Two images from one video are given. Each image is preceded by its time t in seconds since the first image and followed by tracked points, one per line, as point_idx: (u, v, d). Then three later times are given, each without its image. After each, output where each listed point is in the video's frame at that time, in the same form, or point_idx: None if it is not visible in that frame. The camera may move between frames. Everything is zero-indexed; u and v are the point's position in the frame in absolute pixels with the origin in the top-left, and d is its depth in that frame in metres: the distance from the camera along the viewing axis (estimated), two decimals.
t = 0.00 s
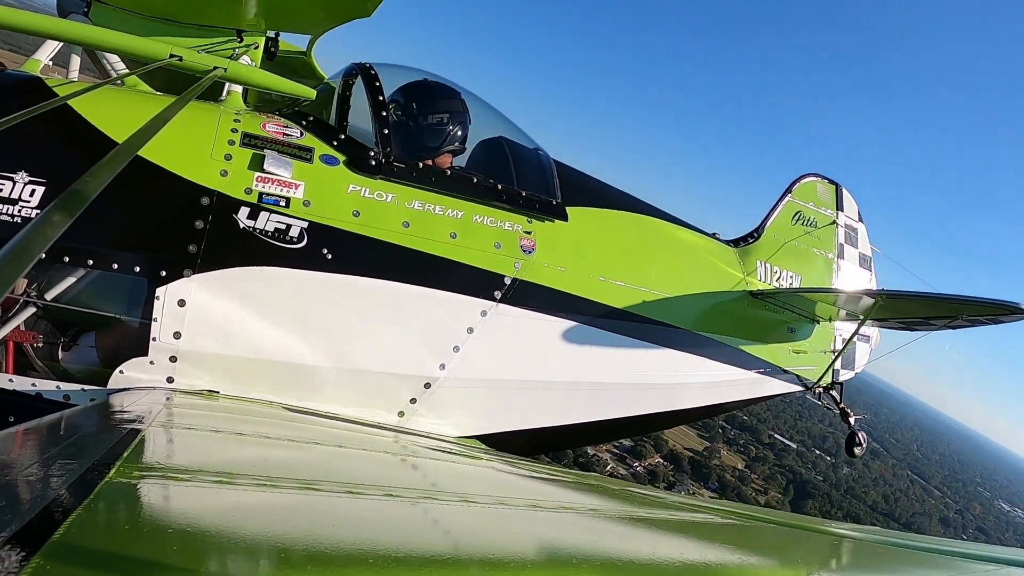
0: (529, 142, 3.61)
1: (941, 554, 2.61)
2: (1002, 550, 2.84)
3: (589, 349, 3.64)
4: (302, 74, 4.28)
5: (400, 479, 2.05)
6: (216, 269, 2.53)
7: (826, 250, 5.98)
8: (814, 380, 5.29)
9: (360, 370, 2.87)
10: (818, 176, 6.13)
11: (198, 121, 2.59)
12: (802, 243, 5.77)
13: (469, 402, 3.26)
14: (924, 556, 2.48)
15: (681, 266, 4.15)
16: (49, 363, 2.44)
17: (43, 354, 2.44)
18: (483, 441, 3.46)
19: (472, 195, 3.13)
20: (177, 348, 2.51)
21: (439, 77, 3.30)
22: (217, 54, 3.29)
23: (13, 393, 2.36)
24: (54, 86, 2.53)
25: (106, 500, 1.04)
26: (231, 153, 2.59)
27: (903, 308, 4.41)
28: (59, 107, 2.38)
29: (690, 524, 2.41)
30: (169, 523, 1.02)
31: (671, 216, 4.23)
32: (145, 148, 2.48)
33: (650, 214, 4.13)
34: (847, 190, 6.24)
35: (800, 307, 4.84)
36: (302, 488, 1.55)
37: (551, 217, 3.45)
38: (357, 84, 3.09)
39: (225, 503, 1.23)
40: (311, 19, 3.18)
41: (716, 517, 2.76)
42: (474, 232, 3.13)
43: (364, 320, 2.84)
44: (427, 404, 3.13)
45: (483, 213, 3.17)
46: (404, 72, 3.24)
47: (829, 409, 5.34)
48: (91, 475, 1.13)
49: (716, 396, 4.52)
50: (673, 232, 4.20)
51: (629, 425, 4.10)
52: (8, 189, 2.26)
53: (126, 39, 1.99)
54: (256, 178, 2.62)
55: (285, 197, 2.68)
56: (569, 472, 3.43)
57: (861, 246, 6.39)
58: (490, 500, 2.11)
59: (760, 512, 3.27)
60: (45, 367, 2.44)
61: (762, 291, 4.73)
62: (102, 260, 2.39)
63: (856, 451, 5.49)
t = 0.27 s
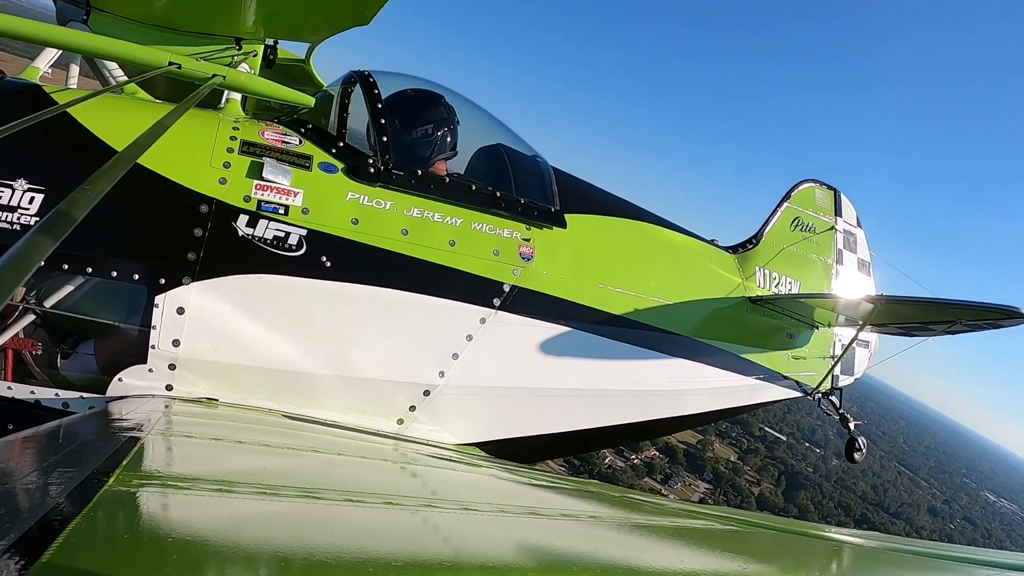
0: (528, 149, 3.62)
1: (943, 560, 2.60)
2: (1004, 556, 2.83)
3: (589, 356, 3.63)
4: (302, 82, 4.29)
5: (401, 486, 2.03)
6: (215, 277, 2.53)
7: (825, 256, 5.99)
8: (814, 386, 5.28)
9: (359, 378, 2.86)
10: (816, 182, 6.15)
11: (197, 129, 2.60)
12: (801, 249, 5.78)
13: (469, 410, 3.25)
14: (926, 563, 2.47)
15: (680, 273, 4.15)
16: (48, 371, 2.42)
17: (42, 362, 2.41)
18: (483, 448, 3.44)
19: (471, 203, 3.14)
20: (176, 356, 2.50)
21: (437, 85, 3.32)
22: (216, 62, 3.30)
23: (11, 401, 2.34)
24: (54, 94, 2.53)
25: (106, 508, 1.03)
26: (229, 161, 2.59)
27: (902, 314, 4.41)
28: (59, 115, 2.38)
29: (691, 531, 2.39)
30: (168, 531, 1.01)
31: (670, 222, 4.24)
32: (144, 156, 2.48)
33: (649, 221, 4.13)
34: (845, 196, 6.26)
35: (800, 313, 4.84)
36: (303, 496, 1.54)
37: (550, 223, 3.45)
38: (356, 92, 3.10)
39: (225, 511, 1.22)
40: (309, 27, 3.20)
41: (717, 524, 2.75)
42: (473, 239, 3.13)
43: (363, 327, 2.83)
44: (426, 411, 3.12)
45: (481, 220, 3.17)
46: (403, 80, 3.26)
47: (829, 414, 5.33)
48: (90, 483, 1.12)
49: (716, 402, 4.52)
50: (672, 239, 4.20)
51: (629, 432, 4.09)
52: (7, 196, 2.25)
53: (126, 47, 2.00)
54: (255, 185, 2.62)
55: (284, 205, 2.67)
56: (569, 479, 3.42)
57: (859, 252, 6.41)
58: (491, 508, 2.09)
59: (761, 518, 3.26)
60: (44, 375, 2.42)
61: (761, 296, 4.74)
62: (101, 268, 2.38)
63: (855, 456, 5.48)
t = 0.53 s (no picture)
0: (525, 154, 3.63)
1: (944, 560, 2.60)
2: (1005, 555, 2.83)
3: (587, 360, 3.64)
4: (298, 89, 4.30)
5: (401, 492, 2.03)
6: (213, 284, 2.52)
7: (822, 258, 6.01)
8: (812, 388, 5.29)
9: (358, 384, 2.86)
10: (812, 185, 6.18)
11: (195, 137, 2.60)
12: (798, 251, 5.80)
13: (468, 415, 3.25)
14: (927, 563, 2.47)
15: (677, 276, 4.16)
16: (47, 380, 2.41)
17: (41, 371, 2.41)
18: (482, 453, 3.44)
19: (468, 208, 3.14)
20: (174, 363, 2.50)
21: (433, 91, 3.34)
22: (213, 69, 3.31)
23: (10, 409, 2.37)
24: (51, 102, 2.53)
25: (105, 516, 1.03)
26: (227, 168, 2.60)
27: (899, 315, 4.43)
28: (56, 123, 2.39)
29: (692, 534, 2.39)
30: (168, 539, 1.01)
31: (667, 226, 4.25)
32: (141, 164, 2.48)
33: (647, 224, 4.15)
34: (841, 198, 6.29)
35: (798, 315, 4.85)
36: (303, 502, 1.54)
37: (548, 228, 3.46)
38: (353, 99, 3.11)
39: (225, 518, 1.22)
40: (306, 34, 3.21)
41: (718, 527, 2.74)
42: (471, 244, 3.14)
43: (361, 334, 2.83)
44: (425, 417, 3.11)
45: (479, 226, 3.18)
46: (399, 86, 3.27)
47: (828, 416, 5.34)
48: (89, 491, 1.12)
49: (715, 405, 4.52)
50: (669, 242, 4.21)
51: (628, 435, 4.09)
52: (5, 205, 2.25)
53: (123, 56, 2.00)
54: (253, 193, 2.62)
55: (282, 212, 2.68)
56: (569, 484, 3.41)
57: (856, 253, 6.43)
58: (492, 513, 2.09)
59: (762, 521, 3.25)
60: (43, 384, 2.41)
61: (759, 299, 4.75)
62: (99, 275, 2.37)
63: (855, 458, 5.48)
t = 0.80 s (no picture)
0: (526, 156, 3.63)
1: (950, 560, 2.58)
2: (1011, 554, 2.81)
3: (590, 362, 3.63)
4: (299, 92, 4.31)
5: (403, 496, 2.02)
6: (215, 289, 2.52)
7: (824, 258, 6.00)
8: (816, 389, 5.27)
9: (361, 387, 2.85)
10: (814, 185, 6.17)
11: (196, 141, 2.61)
12: (800, 251, 5.79)
13: (470, 417, 3.24)
14: (933, 563, 2.45)
15: (680, 277, 4.15)
16: (49, 386, 2.41)
17: (43, 377, 2.41)
18: (485, 456, 3.43)
19: (469, 211, 3.14)
20: (177, 368, 2.49)
21: (434, 94, 3.34)
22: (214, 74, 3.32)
23: (12, 415, 2.34)
24: (52, 108, 2.54)
25: (108, 520, 1.02)
26: (228, 172, 2.60)
27: (902, 314, 4.41)
28: (57, 129, 2.39)
29: (696, 536, 2.38)
30: (171, 543, 1.00)
31: (668, 227, 4.24)
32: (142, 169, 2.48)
33: (648, 226, 4.14)
34: (843, 198, 6.27)
35: (801, 315, 4.84)
36: (306, 506, 1.53)
37: (549, 230, 3.45)
38: (354, 102, 3.12)
39: (227, 523, 1.21)
40: (306, 38, 3.22)
41: (722, 527, 2.73)
42: (472, 247, 3.13)
43: (363, 337, 2.82)
44: (428, 420, 3.11)
45: (481, 228, 3.18)
46: (400, 89, 3.27)
47: (831, 416, 5.32)
48: (91, 496, 1.11)
49: (718, 406, 4.50)
50: (671, 244, 4.20)
51: (631, 437, 4.07)
52: (6, 211, 2.25)
53: (124, 60, 2.00)
54: (254, 197, 2.62)
55: (283, 215, 2.67)
56: (572, 486, 3.40)
57: (859, 253, 6.41)
58: (495, 516, 2.08)
59: (766, 522, 3.24)
60: (45, 390, 2.42)
61: (761, 299, 4.74)
62: (101, 280, 2.37)
63: (859, 458, 5.46)
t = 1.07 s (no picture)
0: (531, 154, 3.62)
1: (958, 558, 2.56)
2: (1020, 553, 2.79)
3: (595, 359, 3.62)
4: (304, 90, 4.31)
5: (408, 493, 2.02)
6: (221, 286, 2.53)
7: (830, 255, 5.96)
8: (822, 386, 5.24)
9: (366, 384, 2.85)
10: (820, 182, 6.14)
11: (201, 139, 2.61)
12: (806, 248, 5.76)
13: (476, 415, 3.23)
14: (940, 561, 2.43)
15: (685, 275, 4.13)
16: (56, 383, 2.42)
17: (49, 374, 2.42)
18: (490, 453, 3.43)
19: (475, 208, 3.13)
20: (183, 365, 2.50)
21: (438, 91, 3.34)
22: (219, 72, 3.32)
23: (18, 412, 2.34)
24: (57, 106, 2.54)
25: (114, 517, 1.02)
26: (233, 170, 2.60)
27: (910, 312, 4.38)
28: (63, 127, 2.39)
29: (701, 533, 2.37)
30: (176, 540, 1.00)
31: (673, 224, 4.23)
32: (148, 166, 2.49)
33: (653, 223, 4.13)
34: (849, 195, 6.24)
35: (807, 313, 4.81)
36: (311, 503, 1.53)
37: (555, 227, 3.44)
38: (359, 100, 3.12)
39: (232, 520, 1.21)
40: (311, 36, 3.21)
41: (728, 525, 2.73)
42: (478, 244, 3.12)
43: (369, 334, 2.82)
44: (433, 417, 3.11)
45: (486, 225, 3.17)
46: (405, 87, 3.27)
47: (838, 414, 5.29)
48: (98, 493, 1.12)
49: (724, 403, 4.48)
50: (677, 241, 4.19)
51: (636, 435, 4.06)
52: (13, 209, 2.25)
53: (129, 58, 2.00)
54: (260, 194, 2.62)
55: (288, 213, 2.67)
56: (578, 483, 3.39)
57: (865, 251, 6.38)
58: (499, 513, 2.08)
59: (772, 519, 3.22)
60: (51, 387, 2.42)
61: (767, 297, 4.72)
62: (107, 278, 2.38)
63: (866, 456, 5.43)
